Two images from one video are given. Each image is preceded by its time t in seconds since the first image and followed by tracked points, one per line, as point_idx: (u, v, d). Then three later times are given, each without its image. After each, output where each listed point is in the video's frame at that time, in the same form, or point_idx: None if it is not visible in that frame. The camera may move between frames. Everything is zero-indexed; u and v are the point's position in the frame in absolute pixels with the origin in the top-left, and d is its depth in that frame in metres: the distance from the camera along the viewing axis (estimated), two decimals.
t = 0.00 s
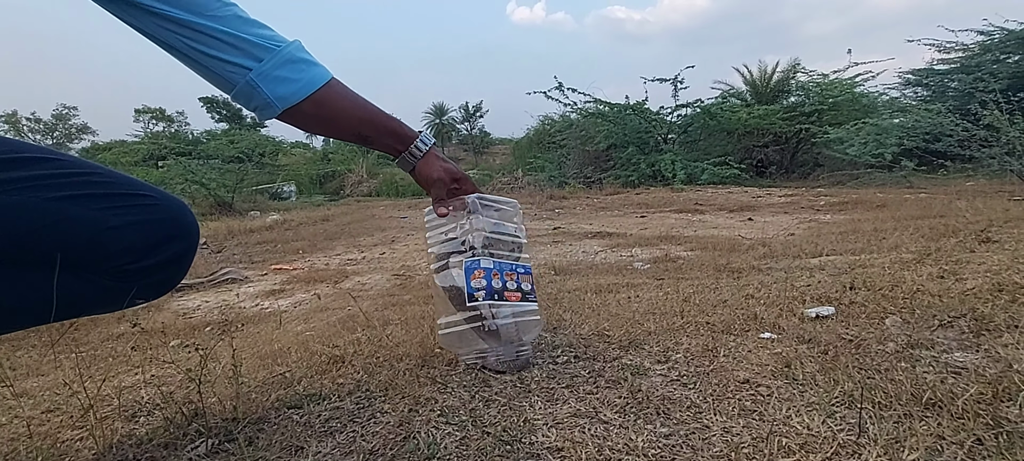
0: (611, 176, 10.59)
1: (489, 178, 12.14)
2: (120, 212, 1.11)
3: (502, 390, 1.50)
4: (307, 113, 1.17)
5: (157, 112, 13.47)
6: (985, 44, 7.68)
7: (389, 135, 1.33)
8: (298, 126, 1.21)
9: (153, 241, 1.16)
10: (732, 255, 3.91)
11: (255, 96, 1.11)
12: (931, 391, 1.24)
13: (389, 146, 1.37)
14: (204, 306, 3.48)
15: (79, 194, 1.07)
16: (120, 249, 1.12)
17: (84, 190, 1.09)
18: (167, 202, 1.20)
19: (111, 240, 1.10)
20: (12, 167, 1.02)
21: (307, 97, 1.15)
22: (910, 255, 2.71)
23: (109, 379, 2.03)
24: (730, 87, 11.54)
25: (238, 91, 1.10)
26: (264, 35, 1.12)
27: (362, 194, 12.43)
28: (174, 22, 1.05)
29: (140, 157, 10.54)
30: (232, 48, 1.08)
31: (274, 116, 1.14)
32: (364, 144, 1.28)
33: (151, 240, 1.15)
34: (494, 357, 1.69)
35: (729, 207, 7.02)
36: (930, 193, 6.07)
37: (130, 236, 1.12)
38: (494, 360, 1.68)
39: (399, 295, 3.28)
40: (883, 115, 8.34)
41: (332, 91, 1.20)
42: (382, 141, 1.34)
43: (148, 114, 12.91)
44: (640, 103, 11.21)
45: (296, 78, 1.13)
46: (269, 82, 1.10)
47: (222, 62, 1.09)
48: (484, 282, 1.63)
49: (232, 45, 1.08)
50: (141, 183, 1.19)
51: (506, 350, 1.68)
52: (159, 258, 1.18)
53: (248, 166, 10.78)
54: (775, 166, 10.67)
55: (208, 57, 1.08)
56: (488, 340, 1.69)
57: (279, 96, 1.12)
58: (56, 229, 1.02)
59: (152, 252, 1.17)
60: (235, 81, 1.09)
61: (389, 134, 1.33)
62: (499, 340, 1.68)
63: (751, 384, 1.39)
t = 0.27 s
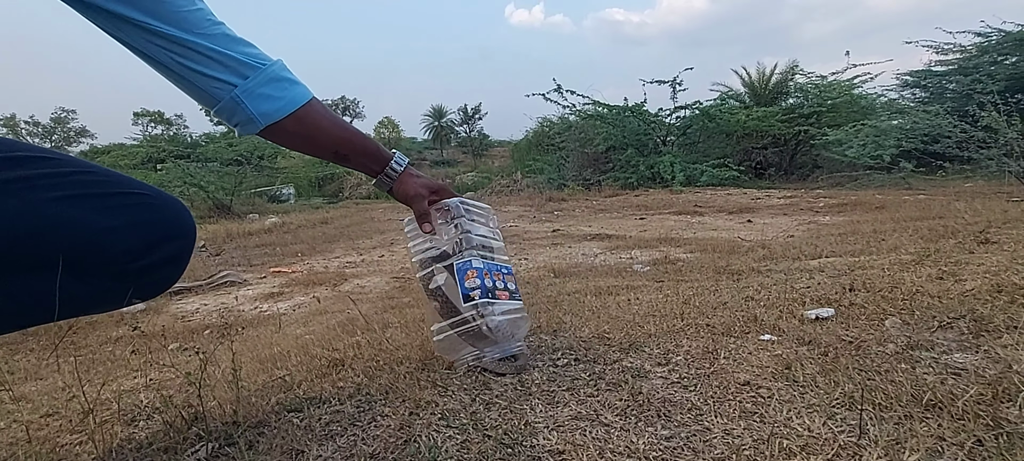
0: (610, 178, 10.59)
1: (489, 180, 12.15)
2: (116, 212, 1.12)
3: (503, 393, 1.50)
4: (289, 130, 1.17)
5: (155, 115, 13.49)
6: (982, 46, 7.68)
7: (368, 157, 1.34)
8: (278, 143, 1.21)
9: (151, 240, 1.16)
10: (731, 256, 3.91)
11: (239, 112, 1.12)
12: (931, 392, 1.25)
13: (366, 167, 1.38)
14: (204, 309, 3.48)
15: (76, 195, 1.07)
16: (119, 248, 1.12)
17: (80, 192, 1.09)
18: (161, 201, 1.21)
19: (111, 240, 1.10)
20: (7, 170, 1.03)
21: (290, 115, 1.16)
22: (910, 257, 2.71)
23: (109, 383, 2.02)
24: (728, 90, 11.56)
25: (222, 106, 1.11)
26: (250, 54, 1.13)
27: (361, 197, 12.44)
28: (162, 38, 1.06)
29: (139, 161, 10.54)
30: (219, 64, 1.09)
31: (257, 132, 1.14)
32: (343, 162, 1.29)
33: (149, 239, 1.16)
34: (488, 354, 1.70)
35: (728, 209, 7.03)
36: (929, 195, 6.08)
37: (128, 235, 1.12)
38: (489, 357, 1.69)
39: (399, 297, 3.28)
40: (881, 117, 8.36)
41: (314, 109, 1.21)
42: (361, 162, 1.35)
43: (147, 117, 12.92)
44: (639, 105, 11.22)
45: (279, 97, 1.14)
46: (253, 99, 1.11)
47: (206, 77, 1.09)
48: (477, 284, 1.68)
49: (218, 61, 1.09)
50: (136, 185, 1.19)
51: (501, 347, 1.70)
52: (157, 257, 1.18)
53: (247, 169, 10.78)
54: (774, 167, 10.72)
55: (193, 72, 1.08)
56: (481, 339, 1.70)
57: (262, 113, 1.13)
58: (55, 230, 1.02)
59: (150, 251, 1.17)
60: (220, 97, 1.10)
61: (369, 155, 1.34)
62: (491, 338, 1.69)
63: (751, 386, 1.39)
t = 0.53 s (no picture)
0: (610, 179, 10.59)
1: (488, 182, 12.13)
2: (115, 213, 1.11)
3: (504, 396, 1.50)
4: (281, 135, 1.13)
5: (155, 118, 13.51)
6: (980, 47, 7.67)
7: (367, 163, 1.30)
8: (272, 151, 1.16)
9: (150, 239, 1.16)
10: (731, 258, 3.91)
11: (227, 116, 1.07)
12: (933, 395, 1.25)
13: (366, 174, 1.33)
14: (203, 312, 3.48)
15: (75, 195, 1.07)
16: (117, 248, 1.12)
17: (79, 191, 1.09)
18: (159, 199, 1.21)
19: (110, 239, 1.10)
20: (5, 170, 1.02)
21: (281, 118, 1.11)
22: (909, 258, 2.71)
23: (108, 387, 2.02)
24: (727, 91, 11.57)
25: (210, 112, 1.06)
26: (237, 56, 1.09)
27: (360, 199, 12.43)
28: (145, 40, 1.02)
29: (138, 164, 10.53)
30: (205, 67, 1.05)
31: (247, 137, 1.09)
32: (339, 169, 1.24)
33: (148, 238, 1.16)
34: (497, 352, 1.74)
35: (728, 211, 7.04)
36: (928, 196, 6.08)
37: (126, 234, 1.12)
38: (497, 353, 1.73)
39: (398, 300, 3.28)
40: (880, 118, 8.36)
41: (306, 114, 1.16)
42: (358, 168, 1.30)
43: (146, 120, 12.93)
44: (638, 106, 11.23)
45: (269, 100, 1.10)
46: (242, 101, 1.07)
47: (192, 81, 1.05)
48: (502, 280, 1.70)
49: (204, 64, 1.05)
50: (135, 185, 1.19)
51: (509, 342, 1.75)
52: (155, 258, 1.18)
53: (246, 171, 10.77)
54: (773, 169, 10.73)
55: (178, 76, 1.04)
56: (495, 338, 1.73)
57: (251, 115, 1.08)
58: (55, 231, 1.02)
59: (148, 251, 1.17)
60: (206, 102, 1.05)
61: (367, 161, 1.30)
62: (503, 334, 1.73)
63: (753, 388, 1.39)
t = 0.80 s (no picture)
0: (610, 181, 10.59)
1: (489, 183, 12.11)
2: (117, 213, 1.12)
3: (506, 398, 1.50)
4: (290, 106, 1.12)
5: (155, 120, 13.54)
6: (980, 48, 7.66)
7: (386, 131, 1.28)
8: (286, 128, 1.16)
9: (151, 241, 1.16)
10: (732, 259, 3.91)
11: (236, 93, 1.07)
12: (935, 396, 1.25)
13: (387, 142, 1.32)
14: (204, 314, 3.48)
15: (76, 195, 1.08)
16: (117, 249, 1.12)
17: (80, 192, 1.09)
18: (162, 202, 1.21)
19: (110, 240, 1.10)
20: (8, 170, 1.03)
21: (288, 90, 1.11)
22: (910, 259, 2.71)
23: (110, 388, 2.02)
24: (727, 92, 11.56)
25: (217, 91, 1.06)
26: (239, 33, 1.09)
27: (361, 201, 12.43)
28: (146, 24, 1.03)
29: (138, 166, 10.53)
30: (206, 44, 1.05)
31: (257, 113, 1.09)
32: (358, 136, 1.23)
33: (150, 240, 1.16)
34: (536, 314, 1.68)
35: (728, 212, 7.03)
36: (928, 196, 6.08)
37: (127, 235, 1.12)
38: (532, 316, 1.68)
39: (399, 301, 3.28)
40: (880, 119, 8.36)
41: (314, 85, 1.16)
42: (378, 136, 1.29)
43: (146, 122, 12.94)
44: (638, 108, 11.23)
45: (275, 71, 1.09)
46: (247, 77, 1.07)
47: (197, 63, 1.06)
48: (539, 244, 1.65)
49: (205, 43, 1.05)
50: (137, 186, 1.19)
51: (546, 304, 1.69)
52: (157, 258, 1.18)
53: (246, 173, 10.77)
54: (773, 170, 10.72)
55: (182, 57, 1.05)
56: (528, 301, 1.69)
57: (257, 88, 1.08)
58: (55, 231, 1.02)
59: (150, 251, 1.17)
60: (213, 81, 1.06)
61: (385, 128, 1.28)
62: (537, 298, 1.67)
63: (755, 390, 1.39)
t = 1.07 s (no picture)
0: (610, 182, 10.58)
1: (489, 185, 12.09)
2: (112, 215, 1.11)
3: (501, 401, 1.49)
4: (293, 79, 1.09)
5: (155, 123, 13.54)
6: (979, 50, 7.65)
7: (396, 103, 1.24)
8: (292, 101, 1.13)
9: (148, 242, 1.16)
10: (731, 261, 3.90)
11: (238, 67, 1.03)
12: (932, 399, 1.24)
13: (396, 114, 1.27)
14: (202, 317, 3.47)
15: (73, 197, 1.07)
16: (114, 250, 1.11)
17: (75, 195, 1.09)
18: (158, 205, 1.21)
19: (106, 242, 1.10)
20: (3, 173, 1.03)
21: (292, 63, 1.07)
22: (909, 261, 2.70)
23: (106, 392, 2.02)
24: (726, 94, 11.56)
25: (219, 64, 1.03)
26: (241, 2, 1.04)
27: (360, 203, 12.41)
28: None
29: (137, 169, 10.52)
30: (206, 17, 1.01)
31: (261, 87, 1.06)
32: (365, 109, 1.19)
33: (146, 242, 1.15)
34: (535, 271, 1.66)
35: (728, 213, 7.03)
36: (927, 198, 6.08)
37: (123, 237, 1.12)
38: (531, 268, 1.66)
39: (398, 304, 3.27)
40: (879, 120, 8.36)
41: (320, 57, 1.12)
42: (387, 109, 1.24)
43: (146, 124, 12.94)
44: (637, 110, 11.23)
45: (277, 43, 1.05)
46: (248, 49, 1.03)
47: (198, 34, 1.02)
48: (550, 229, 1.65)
49: (206, 14, 1.01)
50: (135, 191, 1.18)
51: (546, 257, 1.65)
52: (154, 260, 1.18)
53: (246, 175, 10.76)
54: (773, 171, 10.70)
55: (182, 30, 1.01)
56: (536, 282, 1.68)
57: (259, 63, 1.04)
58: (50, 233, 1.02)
59: (148, 253, 1.16)
60: (214, 54, 1.02)
61: (395, 101, 1.24)
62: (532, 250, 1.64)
63: (752, 393, 1.38)
